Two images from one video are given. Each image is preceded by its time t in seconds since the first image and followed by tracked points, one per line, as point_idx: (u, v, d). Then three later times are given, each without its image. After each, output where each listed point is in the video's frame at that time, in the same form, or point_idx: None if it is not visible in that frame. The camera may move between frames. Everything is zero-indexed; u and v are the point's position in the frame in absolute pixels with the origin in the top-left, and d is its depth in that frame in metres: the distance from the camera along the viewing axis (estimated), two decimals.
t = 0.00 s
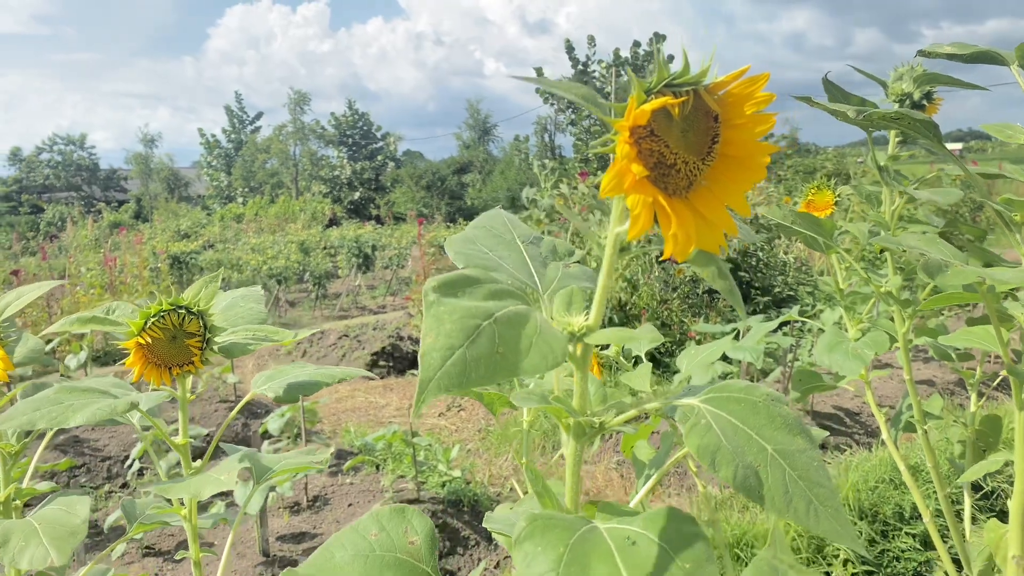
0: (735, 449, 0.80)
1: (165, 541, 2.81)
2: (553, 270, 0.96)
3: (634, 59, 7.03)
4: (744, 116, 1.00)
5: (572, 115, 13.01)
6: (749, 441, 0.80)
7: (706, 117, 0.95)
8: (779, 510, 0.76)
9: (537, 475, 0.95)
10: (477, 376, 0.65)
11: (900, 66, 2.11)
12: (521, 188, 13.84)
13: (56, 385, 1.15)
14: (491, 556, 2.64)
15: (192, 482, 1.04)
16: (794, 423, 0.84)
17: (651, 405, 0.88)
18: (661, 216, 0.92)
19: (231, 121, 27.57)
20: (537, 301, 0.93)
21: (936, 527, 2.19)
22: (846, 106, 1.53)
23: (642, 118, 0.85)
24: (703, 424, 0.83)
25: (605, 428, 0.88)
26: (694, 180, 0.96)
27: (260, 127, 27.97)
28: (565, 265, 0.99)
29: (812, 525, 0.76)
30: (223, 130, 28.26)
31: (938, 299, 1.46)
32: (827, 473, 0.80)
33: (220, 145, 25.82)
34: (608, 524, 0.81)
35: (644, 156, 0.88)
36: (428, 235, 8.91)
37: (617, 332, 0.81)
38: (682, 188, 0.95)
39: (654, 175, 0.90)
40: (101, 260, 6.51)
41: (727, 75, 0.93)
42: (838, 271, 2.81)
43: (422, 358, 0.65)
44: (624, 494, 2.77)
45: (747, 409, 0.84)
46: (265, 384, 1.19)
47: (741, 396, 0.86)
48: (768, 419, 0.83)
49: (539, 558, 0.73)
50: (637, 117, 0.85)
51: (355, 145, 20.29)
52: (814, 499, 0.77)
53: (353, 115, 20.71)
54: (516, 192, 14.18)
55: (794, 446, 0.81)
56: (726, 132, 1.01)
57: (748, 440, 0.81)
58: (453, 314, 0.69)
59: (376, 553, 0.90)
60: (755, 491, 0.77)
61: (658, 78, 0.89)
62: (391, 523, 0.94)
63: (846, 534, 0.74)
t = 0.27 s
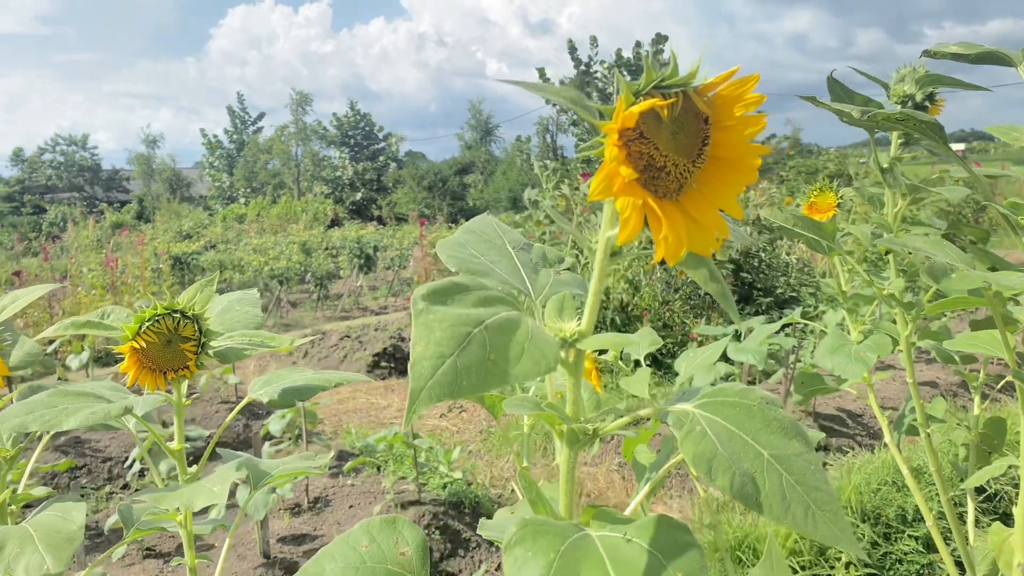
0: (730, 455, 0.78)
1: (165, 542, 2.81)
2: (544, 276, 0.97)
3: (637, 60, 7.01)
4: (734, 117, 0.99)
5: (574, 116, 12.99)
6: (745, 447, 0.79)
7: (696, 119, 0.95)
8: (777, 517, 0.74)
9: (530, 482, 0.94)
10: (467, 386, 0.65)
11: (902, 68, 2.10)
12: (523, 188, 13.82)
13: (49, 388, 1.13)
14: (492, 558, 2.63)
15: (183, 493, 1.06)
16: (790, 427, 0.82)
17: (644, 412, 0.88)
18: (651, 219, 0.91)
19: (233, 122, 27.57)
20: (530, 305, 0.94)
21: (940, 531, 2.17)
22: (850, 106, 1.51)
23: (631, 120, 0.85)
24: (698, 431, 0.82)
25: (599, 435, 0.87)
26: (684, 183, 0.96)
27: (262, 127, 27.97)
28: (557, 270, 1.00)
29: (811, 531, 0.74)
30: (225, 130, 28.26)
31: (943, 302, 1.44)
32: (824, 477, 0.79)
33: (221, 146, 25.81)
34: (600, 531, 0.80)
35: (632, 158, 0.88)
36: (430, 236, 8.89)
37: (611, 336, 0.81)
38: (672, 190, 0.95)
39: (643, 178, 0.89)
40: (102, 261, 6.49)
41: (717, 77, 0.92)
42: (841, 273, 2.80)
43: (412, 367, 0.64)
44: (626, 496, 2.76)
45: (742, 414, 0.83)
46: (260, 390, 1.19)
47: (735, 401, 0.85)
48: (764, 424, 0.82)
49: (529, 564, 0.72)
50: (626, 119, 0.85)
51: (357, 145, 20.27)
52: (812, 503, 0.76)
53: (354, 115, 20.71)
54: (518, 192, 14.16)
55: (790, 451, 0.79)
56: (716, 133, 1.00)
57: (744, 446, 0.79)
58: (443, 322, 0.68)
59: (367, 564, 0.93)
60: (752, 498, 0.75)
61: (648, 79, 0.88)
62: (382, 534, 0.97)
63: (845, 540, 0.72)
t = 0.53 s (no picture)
0: (725, 462, 0.77)
1: (165, 543, 2.80)
2: (542, 281, 0.98)
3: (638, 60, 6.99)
4: (727, 118, 0.98)
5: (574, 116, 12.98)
6: (740, 454, 0.78)
7: (689, 120, 0.94)
8: (772, 525, 0.73)
9: (526, 488, 0.94)
10: (451, 390, 0.64)
11: (904, 69, 2.09)
12: (524, 189, 13.81)
13: (45, 389, 1.14)
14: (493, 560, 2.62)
15: (178, 495, 1.06)
16: (787, 433, 0.81)
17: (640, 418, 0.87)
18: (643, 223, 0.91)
19: (234, 122, 27.59)
20: (526, 309, 0.96)
21: (942, 534, 2.16)
22: (852, 107, 1.50)
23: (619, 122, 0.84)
24: (693, 437, 0.80)
25: (593, 440, 0.87)
26: (677, 185, 0.95)
27: (263, 127, 27.98)
28: (555, 276, 1.02)
29: (807, 539, 0.73)
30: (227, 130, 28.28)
31: (945, 305, 1.43)
32: (821, 484, 0.78)
33: (223, 146, 25.82)
34: (591, 535, 0.79)
35: (623, 161, 0.88)
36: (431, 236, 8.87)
37: (605, 342, 0.81)
38: (664, 193, 0.94)
39: (634, 179, 0.89)
40: (103, 262, 6.47)
41: (708, 77, 0.91)
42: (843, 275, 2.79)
43: (396, 371, 0.64)
44: (627, 498, 2.74)
45: (738, 419, 0.82)
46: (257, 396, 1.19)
47: (731, 407, 0.84)
48: (760, 429, 0.81)
49: (519, 565, 0.71)
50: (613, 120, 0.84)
51: (358, 146, 20.29)
52: (808, 511, 0.75)
53: (356, 116, 20.70)
54: (519, 193, 14.15)
55: (786, 457, 0.78)
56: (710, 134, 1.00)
57: (739, 451, 0.79)
58: (431, 325, 0.68)
59: (363, 567, 0.92)
60: (746, 506, 0.74)
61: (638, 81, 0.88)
62: (378, 536, 0.96)
63: (843, 549, 0.71)
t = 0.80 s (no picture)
0: (723, 471, 0.77)
1: (165, 545, 2.79)
2: (539, 286, 0.98)
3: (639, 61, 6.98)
4: (727, 123, 0.98)
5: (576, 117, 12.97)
6: (738, 464, 0.78)
7: (689, 128, 0.94)
8: (769, 535, 0.73)
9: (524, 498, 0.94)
10: (444, 405, 0.66)
11: (906, 71, 2.08)
12: (526, 189, 13.79)
13: (42, 398, 1.16)
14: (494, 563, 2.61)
15: (178, 503, 1.06)
16: (786, 442, 0.81)
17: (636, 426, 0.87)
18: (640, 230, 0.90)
19: (236, 122, 27.60)
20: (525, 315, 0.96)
21: (944, 538, 2.15)
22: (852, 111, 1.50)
23: (617, 128, 0.84)
24: (690, 445, 0.81)
25: (592, 448, 0.87)
26: (677, 193, 0.95)
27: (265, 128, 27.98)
28: (552, 281, 1.01)
29: (806, 551, 0.73)
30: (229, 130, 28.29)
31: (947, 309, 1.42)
32: (822, 496, 0.77)
33: (224, 146, 25.83)
34: (589, 549, 0.80)
35: (621, 168, 0.87)
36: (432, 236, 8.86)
37: (603, 349, 0.80)
38: (663, 200, 0.94)
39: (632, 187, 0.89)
40: (105, 263, 6.47)
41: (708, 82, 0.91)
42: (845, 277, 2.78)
43: (389, 386, 0.65)
44: (628, 500, 2.74)
45: (736, 428, 0.82)
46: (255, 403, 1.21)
47: (730, 417, 0.83)
48: (758, 440, 0.80)
49: None
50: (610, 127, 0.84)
51: (360, 146, 20.28)
52: (807, 523, 0.74)
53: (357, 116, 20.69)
54: (521, 193, 14.13)
55: (784, 468, 0.78)
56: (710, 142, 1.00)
57: (737, 462, 0.78)
58: (423, 338, 0.69)
59: None
60: (743, 515, 0.74)
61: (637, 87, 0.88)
62: (374, 546, 0.96)
63: (841, 561, 0.71)
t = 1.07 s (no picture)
0: (729, 489, 0.77)
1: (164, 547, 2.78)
2: (542, 292, 0.97)
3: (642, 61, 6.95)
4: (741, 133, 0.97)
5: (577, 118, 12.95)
6: (744, 484, 0.77)
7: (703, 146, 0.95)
8: (774, 557, 0.72)
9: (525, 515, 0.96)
10: (441, 421, 0.64)
11: (911, 74, 2.06)
12: (527, 190, 13.78)
13: (40, 398, 1.15)
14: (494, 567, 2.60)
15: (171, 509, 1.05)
16: (795, 458, 0.79)
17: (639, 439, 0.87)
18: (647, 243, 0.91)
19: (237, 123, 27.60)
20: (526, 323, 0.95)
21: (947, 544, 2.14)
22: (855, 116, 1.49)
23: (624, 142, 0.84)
24: (695, 462, 0.79)
25: (593, 461, 0.86)
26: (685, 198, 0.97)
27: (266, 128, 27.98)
28: (556, 286, 1.00)
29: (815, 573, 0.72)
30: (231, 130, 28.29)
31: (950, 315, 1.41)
32: (829, 513, 0.76)
33: (226, 147, 25.81)
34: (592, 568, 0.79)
35: (627, 181, 0.87)
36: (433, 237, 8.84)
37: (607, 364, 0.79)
38: (669, 213, 0.94)
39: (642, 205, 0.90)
40: (105, 263, 6.45)
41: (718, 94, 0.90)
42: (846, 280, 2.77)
43: (385, 400, 0.63)
44: (630, 502, 2.73)
45: (741, 444, 0.80)
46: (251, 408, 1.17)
47: (735, 431, 0.82)
48: (764, 456, 0.79)
49: None
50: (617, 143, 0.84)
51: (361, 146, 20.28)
52: (813, 545, 0.74)
53: (359, 117, 20.68)
54: (522, 194, 14.11)
55: (791, 485, 0.76)
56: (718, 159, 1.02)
57: (742, 481, 0.77)
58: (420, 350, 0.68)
59: None
60: (749, 535, 0.73)
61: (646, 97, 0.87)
62: (370, 559, 1.01)
63: None
